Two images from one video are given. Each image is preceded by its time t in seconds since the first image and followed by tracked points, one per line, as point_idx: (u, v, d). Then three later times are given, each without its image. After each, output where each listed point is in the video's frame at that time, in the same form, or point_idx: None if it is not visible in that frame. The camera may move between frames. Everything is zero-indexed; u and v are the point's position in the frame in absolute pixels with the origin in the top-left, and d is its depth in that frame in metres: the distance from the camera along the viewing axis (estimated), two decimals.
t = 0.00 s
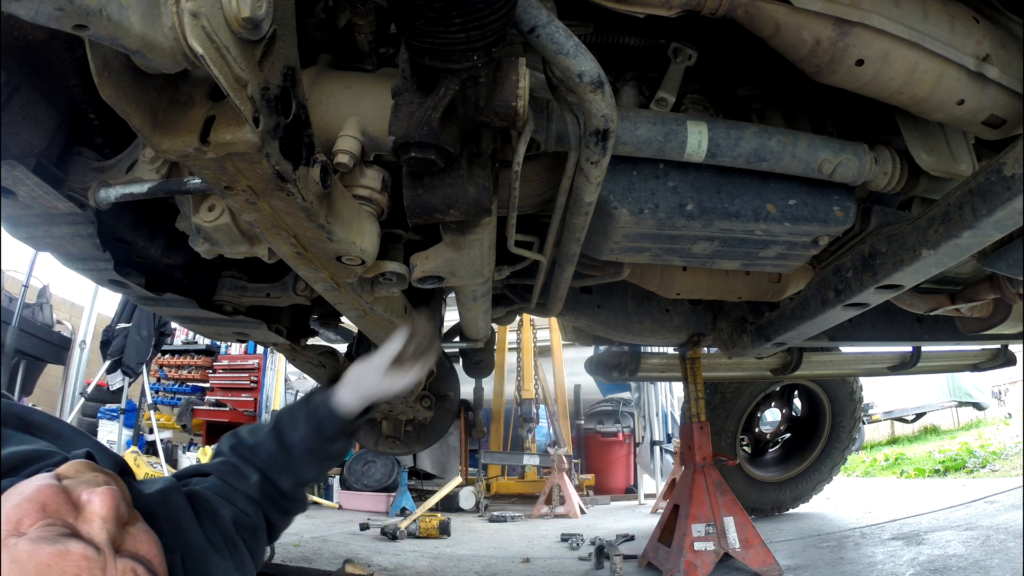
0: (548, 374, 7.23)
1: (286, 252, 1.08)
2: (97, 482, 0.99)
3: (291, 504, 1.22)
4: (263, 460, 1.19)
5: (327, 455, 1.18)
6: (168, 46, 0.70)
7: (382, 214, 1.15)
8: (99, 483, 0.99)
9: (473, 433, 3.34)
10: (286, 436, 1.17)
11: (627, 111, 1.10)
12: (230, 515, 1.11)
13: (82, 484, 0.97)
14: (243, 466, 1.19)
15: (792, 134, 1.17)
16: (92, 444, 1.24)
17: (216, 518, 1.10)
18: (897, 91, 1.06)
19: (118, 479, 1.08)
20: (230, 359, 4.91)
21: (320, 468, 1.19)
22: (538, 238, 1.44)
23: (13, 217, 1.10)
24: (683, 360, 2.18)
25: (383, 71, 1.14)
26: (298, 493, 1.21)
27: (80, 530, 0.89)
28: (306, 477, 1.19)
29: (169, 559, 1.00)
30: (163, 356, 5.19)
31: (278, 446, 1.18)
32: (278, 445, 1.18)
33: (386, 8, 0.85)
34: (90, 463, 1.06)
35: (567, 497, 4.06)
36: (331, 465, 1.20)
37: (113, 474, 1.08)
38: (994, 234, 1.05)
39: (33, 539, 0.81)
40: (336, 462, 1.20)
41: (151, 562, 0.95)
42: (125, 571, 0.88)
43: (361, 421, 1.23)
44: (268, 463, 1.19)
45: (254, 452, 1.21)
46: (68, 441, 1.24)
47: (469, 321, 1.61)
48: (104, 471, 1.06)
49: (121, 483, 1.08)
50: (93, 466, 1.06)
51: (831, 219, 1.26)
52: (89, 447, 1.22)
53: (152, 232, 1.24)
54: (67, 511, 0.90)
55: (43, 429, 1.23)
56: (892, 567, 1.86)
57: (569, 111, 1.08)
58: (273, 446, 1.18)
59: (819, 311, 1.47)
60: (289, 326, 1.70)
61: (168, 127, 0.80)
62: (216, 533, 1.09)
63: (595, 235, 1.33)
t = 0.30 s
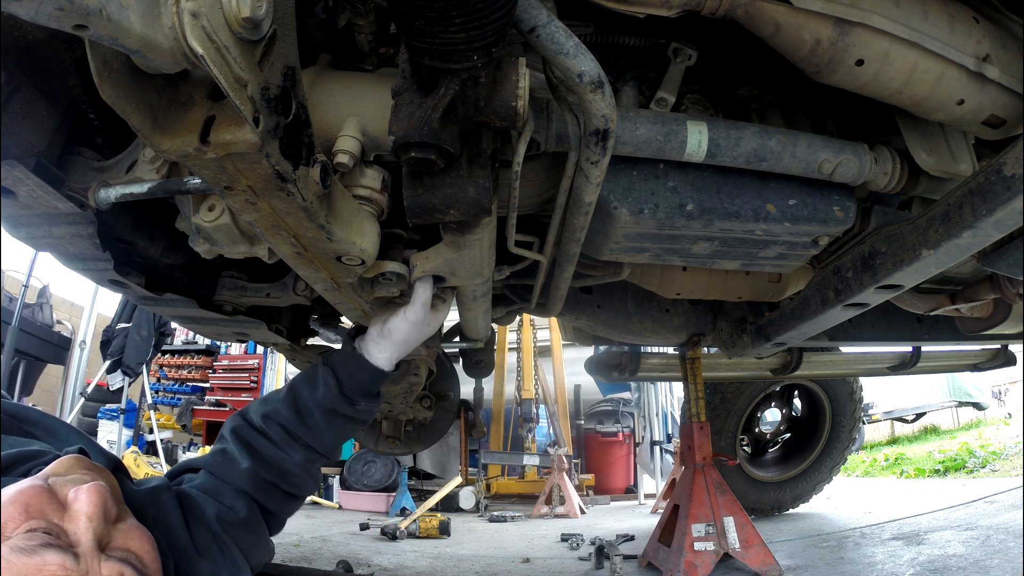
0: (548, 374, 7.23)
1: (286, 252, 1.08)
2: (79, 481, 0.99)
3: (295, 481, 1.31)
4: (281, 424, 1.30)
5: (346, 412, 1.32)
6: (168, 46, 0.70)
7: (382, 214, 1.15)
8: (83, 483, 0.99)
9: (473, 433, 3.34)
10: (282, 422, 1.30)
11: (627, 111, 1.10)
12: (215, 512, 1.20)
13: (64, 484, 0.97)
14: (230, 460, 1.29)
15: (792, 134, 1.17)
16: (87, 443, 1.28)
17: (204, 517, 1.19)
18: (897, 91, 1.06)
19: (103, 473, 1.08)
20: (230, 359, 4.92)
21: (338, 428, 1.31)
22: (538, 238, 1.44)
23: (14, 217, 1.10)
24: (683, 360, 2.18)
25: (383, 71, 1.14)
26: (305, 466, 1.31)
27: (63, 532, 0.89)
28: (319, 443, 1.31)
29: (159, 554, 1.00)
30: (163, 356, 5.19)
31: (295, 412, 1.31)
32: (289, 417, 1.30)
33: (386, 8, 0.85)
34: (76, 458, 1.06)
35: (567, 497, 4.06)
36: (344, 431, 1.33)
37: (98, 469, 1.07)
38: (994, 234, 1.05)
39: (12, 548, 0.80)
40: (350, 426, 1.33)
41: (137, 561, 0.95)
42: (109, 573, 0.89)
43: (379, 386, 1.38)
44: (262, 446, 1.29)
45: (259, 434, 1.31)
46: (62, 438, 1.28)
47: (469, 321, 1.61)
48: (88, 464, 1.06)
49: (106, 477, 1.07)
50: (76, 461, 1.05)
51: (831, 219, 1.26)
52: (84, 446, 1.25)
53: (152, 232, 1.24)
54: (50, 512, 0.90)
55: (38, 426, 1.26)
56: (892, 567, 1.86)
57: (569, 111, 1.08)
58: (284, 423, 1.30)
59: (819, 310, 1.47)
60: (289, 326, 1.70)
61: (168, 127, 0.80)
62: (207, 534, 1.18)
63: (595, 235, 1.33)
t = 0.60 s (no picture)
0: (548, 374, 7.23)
1: (286, 252, 1.08)
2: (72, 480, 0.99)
3: (309, 496, 1.17)
4: (297, 434, 1.18)
5: (358, 415, 1.16)
6: (168, 46, 0.70)
7: (382, 214, 1.15)
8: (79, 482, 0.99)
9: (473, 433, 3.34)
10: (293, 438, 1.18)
11: (627, 111, 1.10)
12: (215, 521, 1.15)
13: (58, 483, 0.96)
14: (243, 473, 1.23)
15: (792, 134, 1.17)
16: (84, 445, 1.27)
17: (204, 527, 1.15)
18: (897, 91, 1.06)
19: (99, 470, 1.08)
20: (230, 359, 4.92)
21: (351, 433, 1.16)
22: (538, 238, 1.44)
23: (14, 217, 1.10)
24: (683, 361, 2.18)
25: (383, 71, 1.14)
26: (320, 480, 1.16)
27: (60, 533, 0.89)
28: (334, 453, 1.16)
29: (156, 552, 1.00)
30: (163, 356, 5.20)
31: (309, 418, 1.18)
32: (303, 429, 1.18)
33: (386, 8, 0.85)
34: (70, 456, 1.07)
35: (567, 497, 4.06)
36: (362, 442, 1.18)
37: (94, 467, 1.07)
38: (994, 234, 1.05)
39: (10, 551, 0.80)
40: (368, 433, 1.18)
41: (135, 561, 0.95)
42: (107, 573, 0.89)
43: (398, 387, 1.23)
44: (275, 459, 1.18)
45: (277, 447, 1.19)
46: (59, 439, 1.26)
47: (469, 321, 1.61)
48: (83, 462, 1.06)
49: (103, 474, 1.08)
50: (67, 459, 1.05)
51: (831, 219, 1.26)
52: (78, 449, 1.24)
53: (152, 232, 1.24)
54: (47, 512, 0.89)
55: (35, 426, 1.26)
56: (892, 567, 1.86)
57: (569, 111, 1.08)
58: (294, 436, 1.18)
59: (819, 310, 1.47)
60: (289, 326, 1.70)
61: (168, 127, 0.80)
62: (208, 546, 1.13)
63: (595, 236, 1.33)
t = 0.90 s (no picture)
0: (548, 374, 7.23)
1: (286, 252, 1.08)
2: (58, 477, 0.99)
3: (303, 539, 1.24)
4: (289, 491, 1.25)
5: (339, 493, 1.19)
6: (168, 46, 0.70)
7: (382, 214, 1.15)
8: (59, 480, 0.98)
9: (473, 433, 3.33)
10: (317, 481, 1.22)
11: (628, 111, 1.10)
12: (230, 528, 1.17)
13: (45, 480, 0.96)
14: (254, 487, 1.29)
15: (792, 134, 1.17)
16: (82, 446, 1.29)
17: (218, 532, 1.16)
18: (897, 91, 1.06)
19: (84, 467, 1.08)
20: (230, 359, 4.92)
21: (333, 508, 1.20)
22: (538, 238, 1.45)
23: (14, 216, 1.10)
24: (683, 360, 2.18)
25: (383, 71, 1.14)
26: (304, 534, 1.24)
27: (43, 532, 0.88)
28: (315, 517, 1.22)
29: (141, 549, 1.01)
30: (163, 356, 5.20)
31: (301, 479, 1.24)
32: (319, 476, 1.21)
33: (386, 8, 0.85)
34: (53, 451, 1.06)
35: (567, 497, 4.06)
36: (346, 510, 1.21)
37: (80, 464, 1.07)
38: (994, 234, 1.05)
39: None
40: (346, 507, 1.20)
41: (120, 558, 0.95)
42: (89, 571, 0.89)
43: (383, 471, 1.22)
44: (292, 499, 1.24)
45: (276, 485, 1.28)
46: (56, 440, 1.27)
47: (469, 321, 1.61)
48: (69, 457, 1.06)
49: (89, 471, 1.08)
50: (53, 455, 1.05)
51: (831, 219, 1.26)
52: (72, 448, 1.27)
53: (152, 232, 1.24)
54: (29, 511, 0.88)
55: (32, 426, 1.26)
56: (892, 567, 1.86)
57: (569, 111, 1.08)
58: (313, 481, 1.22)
59: (819, 310, 1.47)
60: (289, 326, 1.70)
61: (168, 127, 0.80)
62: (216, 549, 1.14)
63: (595, 235, 1.33)
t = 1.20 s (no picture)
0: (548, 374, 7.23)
1: (286, 252, 1.08)
2: (92, 480, 1.01)
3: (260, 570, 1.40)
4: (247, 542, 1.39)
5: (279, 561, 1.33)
6: (168, 46, 0.70)
7: (382, 214, 1.15)
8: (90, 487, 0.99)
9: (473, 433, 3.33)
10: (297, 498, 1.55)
11: (628, 111, 1.10)
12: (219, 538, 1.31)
13: (78, 482, 0.98)
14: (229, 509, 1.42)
15: (792, 134, 1.17)
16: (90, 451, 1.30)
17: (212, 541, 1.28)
18: (897, 91, 1.06)
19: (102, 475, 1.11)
20: (230, 359, 4.92)
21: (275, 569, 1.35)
22: (538, 238, 1.45)
23: (14, 216, 1.10)
24: (683, 360, 2.18)
25: (383, 71, 1.14)
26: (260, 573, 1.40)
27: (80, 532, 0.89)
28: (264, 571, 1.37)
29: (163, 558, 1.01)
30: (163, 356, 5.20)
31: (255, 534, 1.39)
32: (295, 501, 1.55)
33: (386, 8, 0.85)
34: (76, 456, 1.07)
35: (567, 497, 4.06)
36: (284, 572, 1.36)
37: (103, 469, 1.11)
38: (994, 234, 1.05)
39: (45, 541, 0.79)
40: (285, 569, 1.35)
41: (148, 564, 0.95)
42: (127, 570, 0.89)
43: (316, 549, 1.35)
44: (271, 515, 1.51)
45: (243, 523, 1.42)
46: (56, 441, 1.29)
47: (469, 321, 1.61)
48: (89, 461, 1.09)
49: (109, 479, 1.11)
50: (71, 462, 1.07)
51: (831, 219, 1.26)
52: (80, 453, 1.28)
53: (152, 232, 1.24)
54: (66, 512, 0.88)
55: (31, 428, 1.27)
56: (892, 567, 1.86)
57: (569, 111, 1.08)
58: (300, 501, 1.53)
59: (819, 311, 1.47)
60: (289, 326, 1.70)
61: (168, 127, 0.80)
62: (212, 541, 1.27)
63: (595, 236, 1.33)
